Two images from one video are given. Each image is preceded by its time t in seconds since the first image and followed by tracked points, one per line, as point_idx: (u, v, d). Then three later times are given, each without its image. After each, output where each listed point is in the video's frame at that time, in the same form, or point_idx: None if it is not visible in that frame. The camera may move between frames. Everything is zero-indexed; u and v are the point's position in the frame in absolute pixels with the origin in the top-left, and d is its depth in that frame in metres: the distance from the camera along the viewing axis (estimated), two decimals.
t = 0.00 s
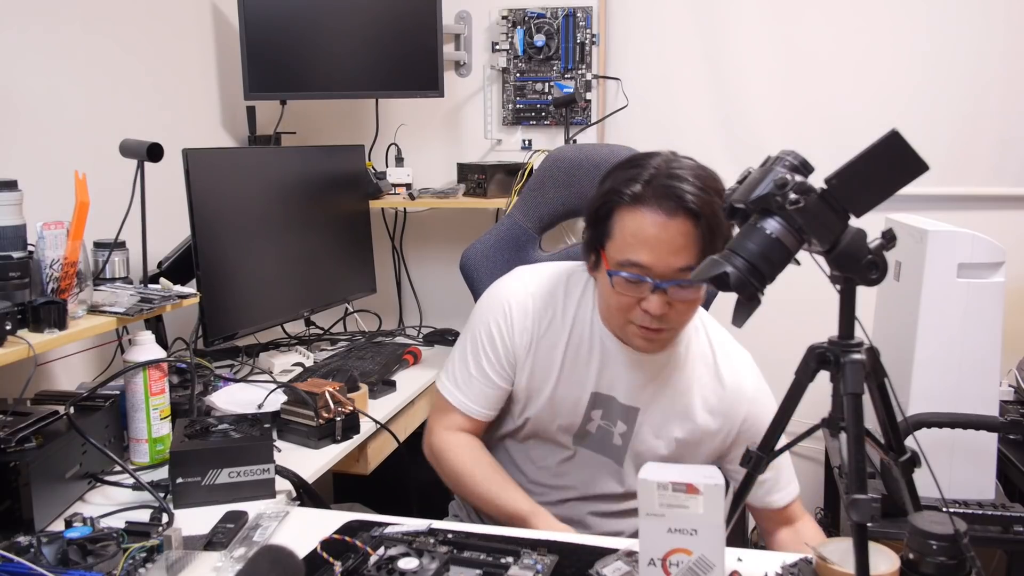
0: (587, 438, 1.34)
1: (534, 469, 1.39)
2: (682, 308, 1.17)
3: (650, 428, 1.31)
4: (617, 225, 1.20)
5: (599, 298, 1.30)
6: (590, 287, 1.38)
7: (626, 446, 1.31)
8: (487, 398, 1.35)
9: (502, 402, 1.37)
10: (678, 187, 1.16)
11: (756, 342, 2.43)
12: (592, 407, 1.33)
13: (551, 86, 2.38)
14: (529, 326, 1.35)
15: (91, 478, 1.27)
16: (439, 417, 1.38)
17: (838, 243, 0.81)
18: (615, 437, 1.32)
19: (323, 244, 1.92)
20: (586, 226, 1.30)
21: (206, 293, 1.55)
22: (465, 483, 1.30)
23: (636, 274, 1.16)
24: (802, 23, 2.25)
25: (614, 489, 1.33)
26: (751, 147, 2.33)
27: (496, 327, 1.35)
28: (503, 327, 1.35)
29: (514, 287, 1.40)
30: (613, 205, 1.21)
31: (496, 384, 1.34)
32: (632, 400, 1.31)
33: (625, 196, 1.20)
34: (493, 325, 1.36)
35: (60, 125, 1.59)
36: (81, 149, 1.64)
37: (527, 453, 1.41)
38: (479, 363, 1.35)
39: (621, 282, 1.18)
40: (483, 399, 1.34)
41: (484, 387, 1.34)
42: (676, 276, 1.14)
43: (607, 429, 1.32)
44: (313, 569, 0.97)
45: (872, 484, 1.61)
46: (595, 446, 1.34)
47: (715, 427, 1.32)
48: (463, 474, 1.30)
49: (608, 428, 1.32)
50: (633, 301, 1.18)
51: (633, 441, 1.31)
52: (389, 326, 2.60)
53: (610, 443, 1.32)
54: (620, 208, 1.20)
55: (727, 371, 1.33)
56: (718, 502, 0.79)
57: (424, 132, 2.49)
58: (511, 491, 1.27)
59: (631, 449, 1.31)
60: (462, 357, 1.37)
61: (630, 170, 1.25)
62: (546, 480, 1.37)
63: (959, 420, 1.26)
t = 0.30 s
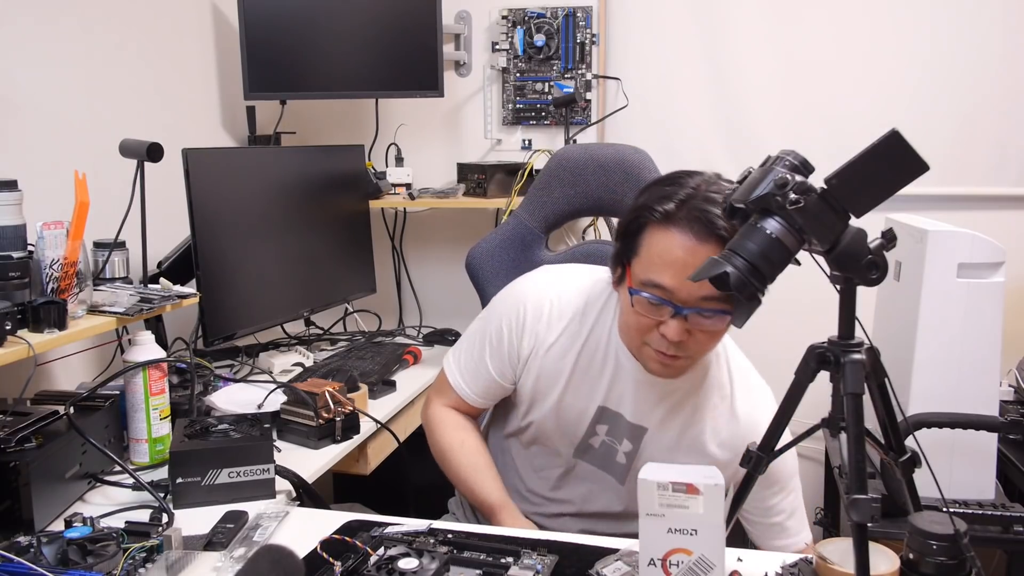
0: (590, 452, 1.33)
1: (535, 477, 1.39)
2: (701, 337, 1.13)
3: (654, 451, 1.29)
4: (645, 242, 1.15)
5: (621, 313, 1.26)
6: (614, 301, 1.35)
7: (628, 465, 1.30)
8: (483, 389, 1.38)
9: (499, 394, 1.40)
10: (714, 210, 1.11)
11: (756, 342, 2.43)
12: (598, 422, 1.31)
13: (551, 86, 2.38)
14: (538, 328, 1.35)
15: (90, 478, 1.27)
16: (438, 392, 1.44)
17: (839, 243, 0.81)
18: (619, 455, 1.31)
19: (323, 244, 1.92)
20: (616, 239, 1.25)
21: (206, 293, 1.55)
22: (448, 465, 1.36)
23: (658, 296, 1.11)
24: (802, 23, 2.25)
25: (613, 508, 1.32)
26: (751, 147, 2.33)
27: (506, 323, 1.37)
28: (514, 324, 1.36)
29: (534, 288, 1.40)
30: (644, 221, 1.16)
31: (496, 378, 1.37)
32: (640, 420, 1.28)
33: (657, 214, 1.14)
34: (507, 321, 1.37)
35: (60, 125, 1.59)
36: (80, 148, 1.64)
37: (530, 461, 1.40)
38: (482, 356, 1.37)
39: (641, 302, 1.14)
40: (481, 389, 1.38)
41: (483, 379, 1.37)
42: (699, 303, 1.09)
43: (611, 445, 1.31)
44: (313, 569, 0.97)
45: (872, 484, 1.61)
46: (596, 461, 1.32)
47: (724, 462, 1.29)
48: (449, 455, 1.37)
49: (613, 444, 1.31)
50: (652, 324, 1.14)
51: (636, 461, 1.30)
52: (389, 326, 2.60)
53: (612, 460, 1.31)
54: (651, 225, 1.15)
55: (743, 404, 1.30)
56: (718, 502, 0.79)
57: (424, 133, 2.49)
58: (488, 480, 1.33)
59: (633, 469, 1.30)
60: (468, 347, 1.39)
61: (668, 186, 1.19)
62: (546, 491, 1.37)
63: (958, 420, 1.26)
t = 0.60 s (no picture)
0: (595, 461, 1.32)
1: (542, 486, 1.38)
2: (688, 339, 1.10)
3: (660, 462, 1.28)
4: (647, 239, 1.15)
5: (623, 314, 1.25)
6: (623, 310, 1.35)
7: (634, 475, 1.29)
8: (484, 383, 1.42)
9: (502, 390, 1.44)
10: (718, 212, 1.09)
11: (756, 342, 2.44)
12: (603, 430, 1.31)
13: (551, 86, 2.38)
14: (541, 331, 1.36)
15: (91, 478, 1.27)
16: (445, 378, 1.50)
17: (838, 243, 0.81)
18: (626, 464, 1.30)
19: (323, 244, 1.92)
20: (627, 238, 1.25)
21: (206, 293, 1.55)
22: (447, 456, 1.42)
23: (649, 291, 1.10)
24: (802, 22, 2.25)
25: (619, 518, 1.31)
26: (750, 147, 2.33)
27: (511, 319, 1.39)
28: (519, 323, 1.38)
29: (543, 289, 1.41)
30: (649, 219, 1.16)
31: (498, 374, 1.40)
32: (647, 430, 1.27)
33: (663, 212, 1.14)
34: (513, 319, 1.39)
35: (60, 125, 1.59)
36: (80, 148, 1.64)
37: (536, 469, 1.40)
38: (486, 352, 1.41)
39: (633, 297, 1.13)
40: (483, 383, 1.42)
41: (486, 374, 1.41)
42: (689, 305, 1.08)
43: (616, 454, 1.30)
44: (313, 568, 0.97)
45: (872, 484, 1.61)
46: (602, 470, 1.32)
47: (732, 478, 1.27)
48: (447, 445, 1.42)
49: (618, 453, 1.30)
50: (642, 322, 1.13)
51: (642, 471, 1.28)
52: (389, 326, 2.60)
53: (617, 469, 1.30)
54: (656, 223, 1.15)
55: (749, 419, 1.28)
56: (718, 502, 0.79)
57: (424, 133, 2.49)
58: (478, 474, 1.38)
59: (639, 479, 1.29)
60: (473, 341, 1.43)
61: (680, 186, 1.18)
62: (551, 500, 1.36)
63: (959, 420, 1.26)
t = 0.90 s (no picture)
0: (587, 466, 1.32)
1: (537, 491, 1.39)
2: (665, 340, 1.07)
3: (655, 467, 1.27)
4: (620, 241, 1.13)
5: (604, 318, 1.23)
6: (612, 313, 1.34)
7: (627, 480, 1.29)
8: (478, 386, 1.43)
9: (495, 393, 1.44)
10: (691, 212, 1.06)
11: (756, 342, 2.44)
12: (594, 435, 1.30)
13: (551, 86, 2.38)
14: (528, 335, 1.36)
15: (91, 478, 1.27)
16: (441, 380, 1.50)
17: (838, 243, 0.81)
18: (618, 469, 1.30)
19: (323, 244, 1.92)
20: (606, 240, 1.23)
21: (206, 293, 1.55)
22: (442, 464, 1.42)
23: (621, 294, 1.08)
24: (801, 22, 2.25)
25: (615, 522, 1.32)
26: (750, 147, 2.33)
27: (500, 322, 1.39)
28: (507, 326, 1.38)
29: (531, 292, 1.41)
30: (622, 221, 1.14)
31: (488, 377, 1.41)
32: (639, 435, 1.27)
33: (636, 212, 1.11)
34: (500, 322, 1.39)
35: (59, 125, 1.59)
36: (80, 148, 1.64)
37: (531, 473, 1.40)
38: (476, 356, 1.41)
39: (608, 299, 1.11)
40: (475, 386, 1.43)
41: (477, 378, 1.42)
42: (661, 308, 1.05)
43: (608, 460, 1.30)
44: (313, 568, 0.97)
45: (872, 484, 1.61)
46: (594, 476, 1.32)
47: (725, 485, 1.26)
48: (443, 452, 1.42)
49: (610, 458, 1.30)
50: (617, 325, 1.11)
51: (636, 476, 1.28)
52: (389, 326, 2.60)
53: (610, 474, 1.30)
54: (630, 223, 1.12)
55: (741, 422, 1.27)
56: (719, 502, 0.79)
57: (424, 133, 2.49)
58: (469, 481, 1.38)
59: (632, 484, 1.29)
60: (466, 346, 1.44)
61: (654, 187, 1.16)
62: (547, 505, 1.37)
63: (959, 420, 1.26)
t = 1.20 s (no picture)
0: (581, 471, 1.32)
1: (533, 494, 1.38)
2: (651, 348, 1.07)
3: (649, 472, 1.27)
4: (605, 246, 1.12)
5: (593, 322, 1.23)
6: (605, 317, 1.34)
7: (621, 484, 1.28)
8: (472, 389, 1.43)
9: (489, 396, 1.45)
10: (675, 216, 1.05)
11: (756, 342, 2.44)
12: (588, 439, 1.30)
13: (551, 86, 2.38)
14: (519, 339, 1.36)
15: (91, 478, 1.27)
16: (437, 385, 1.50)
17: (838, 243, 0.81)
18: (612, 473, 1.30)
19: (323, 244, 1.92)
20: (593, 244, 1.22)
21: (206, 292, 1.54)
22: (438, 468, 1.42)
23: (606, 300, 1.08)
24: (802, 22, 2.25)
25: (611, 527, 1.31)
26: (751, 147, 2.33)
27: (492, 326, 1.39)
28: (498, 330, 1.39)
29: (523, 296, 1.41)
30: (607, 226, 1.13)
31: (481, 381, 1.41)
32: (632, 439, 1.27)
33: (619, 217, 1.10)
34: (491, 326, 1.40)
35: (60, 125, 1.59)
36: (80, 148, 1.64)
37: (526, 478, 1.40)
38: (469, 360, 1.42)
39: (594, 305, 1.10)
40: (468, 389, 1.44)
41: (471, 381, 1.43)
42: (645, 315, 1.05)
43: (602, 464, 1.30)
44: (313, 568, 0.97)
45: (872, 484, 1.61)
46: (588, 480, 1.31)
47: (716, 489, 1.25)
48: (440, 455, 1.42)
49: (604, 463, 1.30)
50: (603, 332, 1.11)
51: (630, 480, 1.28)
52: (389, 326, 2.60)
53: (604, 478, 1.30)
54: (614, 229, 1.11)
55: (734, 426, 1.26)
56: (719, 502, 0.79)
57: (424, 133, 2.49)
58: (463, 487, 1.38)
59: (627, 488, 1.28)
60: (459, 350, 1.44)
61: (641, 191, 1.15)
62: (542, 509, 1.37)
63: (959, 420, 1.26)
